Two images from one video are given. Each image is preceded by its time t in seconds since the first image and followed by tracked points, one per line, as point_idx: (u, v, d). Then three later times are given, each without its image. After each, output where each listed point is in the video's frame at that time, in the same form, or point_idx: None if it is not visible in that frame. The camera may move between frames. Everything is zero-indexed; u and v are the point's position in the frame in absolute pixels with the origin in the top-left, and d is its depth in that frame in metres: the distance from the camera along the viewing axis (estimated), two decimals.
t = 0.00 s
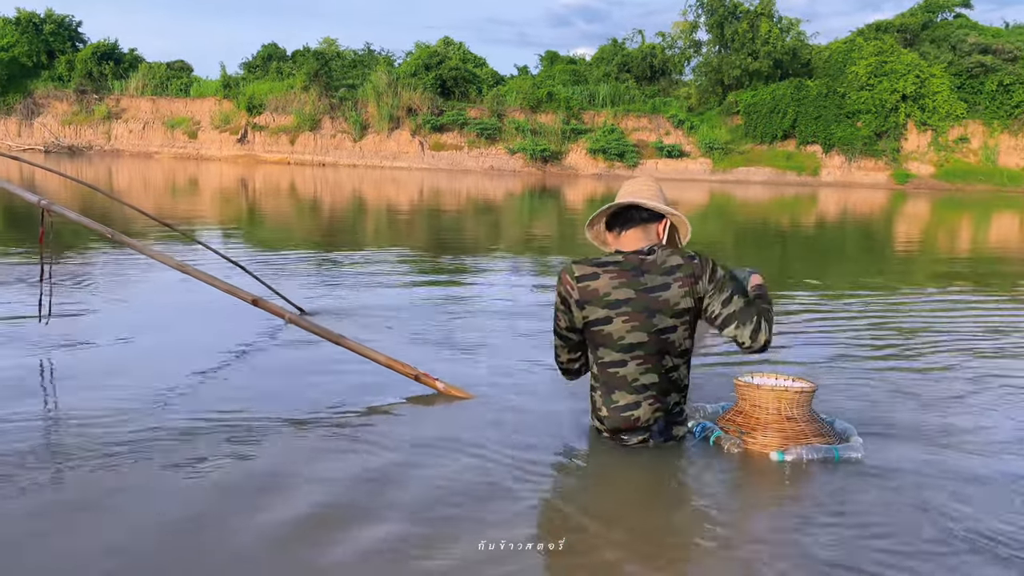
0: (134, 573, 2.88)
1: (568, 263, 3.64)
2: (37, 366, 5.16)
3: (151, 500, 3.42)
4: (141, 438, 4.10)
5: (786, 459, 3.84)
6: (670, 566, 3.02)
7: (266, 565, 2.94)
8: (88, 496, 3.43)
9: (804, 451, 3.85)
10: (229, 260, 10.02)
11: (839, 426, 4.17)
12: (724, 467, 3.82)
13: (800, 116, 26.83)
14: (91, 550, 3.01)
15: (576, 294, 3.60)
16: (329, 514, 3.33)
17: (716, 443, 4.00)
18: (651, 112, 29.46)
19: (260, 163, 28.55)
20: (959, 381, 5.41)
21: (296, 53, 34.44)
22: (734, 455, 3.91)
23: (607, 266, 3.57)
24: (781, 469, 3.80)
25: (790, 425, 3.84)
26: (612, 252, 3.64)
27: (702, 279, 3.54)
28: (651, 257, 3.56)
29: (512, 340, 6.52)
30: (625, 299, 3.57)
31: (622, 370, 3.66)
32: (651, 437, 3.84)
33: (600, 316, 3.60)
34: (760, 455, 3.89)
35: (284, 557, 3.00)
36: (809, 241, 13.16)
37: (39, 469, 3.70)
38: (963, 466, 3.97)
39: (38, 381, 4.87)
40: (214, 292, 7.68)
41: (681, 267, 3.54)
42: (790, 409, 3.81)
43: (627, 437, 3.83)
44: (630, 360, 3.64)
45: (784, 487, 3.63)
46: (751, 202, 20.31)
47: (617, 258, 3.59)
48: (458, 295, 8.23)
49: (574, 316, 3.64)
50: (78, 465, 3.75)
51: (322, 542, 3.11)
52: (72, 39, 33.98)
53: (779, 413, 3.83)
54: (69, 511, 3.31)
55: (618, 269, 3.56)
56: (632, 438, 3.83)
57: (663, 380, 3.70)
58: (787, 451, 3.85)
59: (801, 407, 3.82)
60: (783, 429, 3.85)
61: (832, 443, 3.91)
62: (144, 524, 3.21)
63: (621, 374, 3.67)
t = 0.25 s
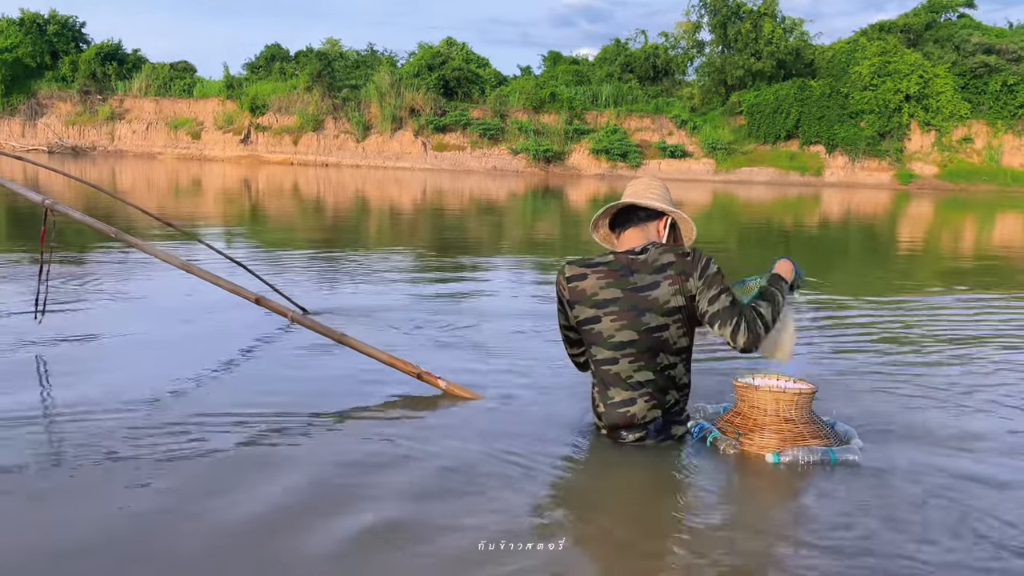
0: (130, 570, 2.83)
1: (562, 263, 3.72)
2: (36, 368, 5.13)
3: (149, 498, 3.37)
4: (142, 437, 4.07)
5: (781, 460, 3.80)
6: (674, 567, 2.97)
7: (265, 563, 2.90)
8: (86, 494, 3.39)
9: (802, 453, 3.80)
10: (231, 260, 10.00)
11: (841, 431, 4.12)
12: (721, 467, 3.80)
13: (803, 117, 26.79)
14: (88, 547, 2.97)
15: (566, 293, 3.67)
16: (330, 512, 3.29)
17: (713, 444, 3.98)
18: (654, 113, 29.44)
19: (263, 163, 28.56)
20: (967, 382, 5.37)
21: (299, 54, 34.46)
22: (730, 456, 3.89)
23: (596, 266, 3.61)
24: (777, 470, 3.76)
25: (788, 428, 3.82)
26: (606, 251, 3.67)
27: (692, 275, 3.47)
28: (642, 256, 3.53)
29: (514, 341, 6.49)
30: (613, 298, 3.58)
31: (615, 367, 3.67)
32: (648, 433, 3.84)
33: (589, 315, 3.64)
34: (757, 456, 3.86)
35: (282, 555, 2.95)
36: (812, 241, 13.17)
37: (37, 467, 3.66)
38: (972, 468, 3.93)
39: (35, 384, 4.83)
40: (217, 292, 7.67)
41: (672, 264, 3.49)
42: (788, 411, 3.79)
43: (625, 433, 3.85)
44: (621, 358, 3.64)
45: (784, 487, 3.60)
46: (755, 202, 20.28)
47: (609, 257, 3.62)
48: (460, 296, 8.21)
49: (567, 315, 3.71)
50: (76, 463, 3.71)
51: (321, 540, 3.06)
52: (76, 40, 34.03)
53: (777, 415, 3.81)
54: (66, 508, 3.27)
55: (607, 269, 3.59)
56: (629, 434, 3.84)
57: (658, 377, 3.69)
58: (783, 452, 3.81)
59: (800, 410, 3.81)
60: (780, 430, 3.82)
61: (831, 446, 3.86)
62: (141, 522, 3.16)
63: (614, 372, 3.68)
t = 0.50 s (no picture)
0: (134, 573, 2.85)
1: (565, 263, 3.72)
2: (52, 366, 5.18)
3: (154, 501, 3.39)
4: (147, 439, 4.08)
5: (781, 462, 3.79)
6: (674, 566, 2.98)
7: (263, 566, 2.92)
8: (92, 496, 3.42)
9: (802, 455, 3.79)
10: (235, 261, 10.02)
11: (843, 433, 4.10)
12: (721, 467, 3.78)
13: (807, 117, 26.74)
14: (92, 550, 2.99)
15: (568, 293, 3.67)
16: (333, 515, 3.30)
17: (713, 444, 3.96)
18: (658, 113, 29.41)
19: (267, 164, 28.58)
20: (971, 384, 5.37)
21: (302, 54, 34.49)
22: (728, 457, 3.87)
23: (598, 266, 3.61)
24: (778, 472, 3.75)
25: (793, 430, 3.81)
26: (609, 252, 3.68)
27: (694, 277, 3.48)
28: (645, 256, 3.54)
29: (519, 341, 6.50)
30: (615, 298, 3.58)
31: (616, 367, 3.66)
32: (648, 433, 3.82)
33: (591, 315, 3.64)
34: (756, 457, 3.85)
35: (285, 557, 2.97)
36: (815, 241, 13.18)
37: (44, 470, 3.68)
38: (975, 469, 3.93)
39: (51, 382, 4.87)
40: (222, 292, 7.68)
41: (675, 265, 3.50)
42: (792, 414, 3.77)
43: (625, 433, 3.84)
44: (621, 358, 3.63)
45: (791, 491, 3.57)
46: (758, 202, 20.26)
47: (611, 257, 3.63)
48: (464, 296, 8.22)
49: (569, 315, 3.71)
50: (82, 466, 3.73)
51: (323, 541, 3.08)
52: (80, 41, 34.10)
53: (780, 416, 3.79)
54: (72, 512, 3.29)
55: (609, 269, 3.59)
56: (629, 433, 3.83)
57: (659, 377, 3.67)
58: (782, 454, 3.80)
59: (804, 413, 3.79)
60: (782, 432, 3.80)
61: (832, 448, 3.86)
62: (146, 525, 3.19)
63: (615, 372, 3.67)
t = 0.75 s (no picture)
0: None
1: (581, 263, 3.58)
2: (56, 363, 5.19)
3: (153, 503, 3.37)
4: (148, 438, 4.06)
5: (769, 464, 3.71)
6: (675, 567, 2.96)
7: (262, 568, 2.89)
8: (91, 497, 3.40)
9: (793, 459, 3.68)
10: (240, 260, 10.02)
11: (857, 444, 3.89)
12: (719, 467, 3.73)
13: (811, 117, 26.70)
14: (90, 552, 2.97)
15: (590, 294, 3.55)
16: (337, 516, 3.27)
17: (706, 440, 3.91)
18: (662, 113, 29.39)
19: (271, 164, 28.60)
20: (979, 384, 5.33)
21: (306, 54, 34.52)
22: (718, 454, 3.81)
23: (622, 266, 3.54)
24: (762, 472, 3.68)
25: (791, 433, 3.70)
26: (622, 250, 3.60)
27: (710, 273, 3.56)
28: (663, 254, 3.54)
29: (524, 341, 6.48)
30: (639, 298, 3.55)
31: (636, 369, 3.64)
32: (661, 434, 3.82)
33: (614, 316, 3.56)
34: (746, 456, 3.78)
35: (285, 559, 2.94)
36: (820, 240, 13.14)
37: (44, 469, 3.67)
38: (985, 467, 3.90)
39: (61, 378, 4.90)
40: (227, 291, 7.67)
41: (691, 263, 3.55)
42: (792, 416, 3.69)
43: (637, 433, 3.82)
44: (643, 359, 3.61)
45: (798, 493, 3.50)
46: (762, 202, 20.22)
47: (630, 257, 3.56)
48: (469, 296, 8.21)
49: (587, 317, 3.59)
50: (83, 465, 3.71)
51: (321, 543, 3.06)
52: (84, 42, 34.18)
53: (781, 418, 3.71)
54: (70, 513, 3.27)
55: (631, 268, 3.53)
56: (642, 434, 3.81)
57: (677, 377, 3.68)
58: (772, 455, 3.71)
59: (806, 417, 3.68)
60: (778, 435, 3.71)
61: (829, 454, 3.69)
62: (145, 527, 3.16)
63: (634, 374, 3.65)
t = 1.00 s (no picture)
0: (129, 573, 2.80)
1: (600, 266, 3.56)
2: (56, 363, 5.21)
3: (153, 500, 3.34)
4: (151, 437, 4.06)
5: (768, 462, 3.72)
6: (678, 568, 2.93)
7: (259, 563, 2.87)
8: (91, 495, 3.38)
9: (793, 458, 3.70)
10: (243, 261, 10.05)
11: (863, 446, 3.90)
12: (726, 467, 3.72)
13: (816, 116, 26.67)
14: (88, 549, 2.94)
15: (614, 296, 3.53)
16: (338, 514, 3.25)
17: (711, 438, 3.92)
18: (666, 112, 29.36)
19: (276, 164, 28.65)
20: (987, 385, 5.30)
21: (311, 55, 34.60)
22: (723, 452, 3.84)
23: (642, 267, 3.53)
24: (760, 470, 3.69)
25: (795, 432, 3.71)
26: (638, 251, 3.58)
27: (722, 273, 3.62)
28: (678, 255, 3.57)
29: (526, 341, 6.48)
30: (660, 299, 3.55)
31: (655, 370, 3.65)
32: (674, 434, 3.84)
33: (637, 318, 3.56)
34: (747, 454, 3.79)
35: (284, 558, 2.91)
36: (825, 241, 13.11)
37: (46, 467, 3.66)
38: (993, 469, 3.87)
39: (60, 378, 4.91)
40: (230, 292, 7.68)
41: (704, 263, 3.59)
42: (796, 416, 3.70)
43: (650, 435, 3.83)
44: (662, 360, 3.63)
45: (805, 495, 3.48)
46: (766, 202, 20.17)
47: (647, 258, 3.56)
48: (472, 295, 8.22)
49: (611, 319, 3.56)
50: (85, 464, 3.70)
51: (321, 542, 3.03)
52: (90, 43, 34.32)
53: (786, 418, 3.72)
54: (70, 510, 3.25)
55: (652, 269, 3.53)
56: (657, 435, 3.82)
57: (691, 377, 3.72)
58: (772, 453, 3.73)
59: (811, 418, 3.69)
60: (782, 434, 3.73)
61: (830, 455, 3.71)
62: (144, 521, 3.16)
63: (653, 375, 3.66)
